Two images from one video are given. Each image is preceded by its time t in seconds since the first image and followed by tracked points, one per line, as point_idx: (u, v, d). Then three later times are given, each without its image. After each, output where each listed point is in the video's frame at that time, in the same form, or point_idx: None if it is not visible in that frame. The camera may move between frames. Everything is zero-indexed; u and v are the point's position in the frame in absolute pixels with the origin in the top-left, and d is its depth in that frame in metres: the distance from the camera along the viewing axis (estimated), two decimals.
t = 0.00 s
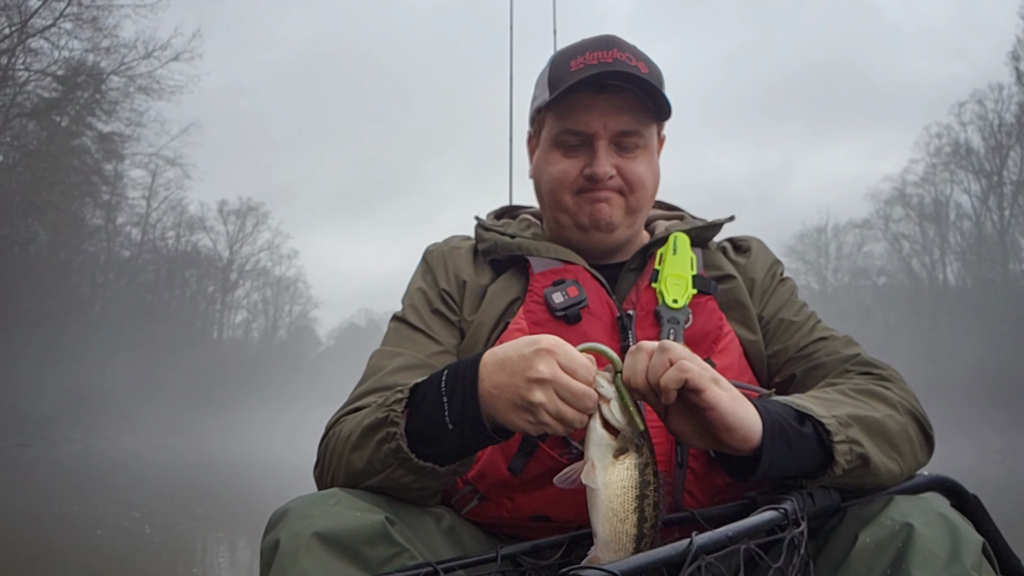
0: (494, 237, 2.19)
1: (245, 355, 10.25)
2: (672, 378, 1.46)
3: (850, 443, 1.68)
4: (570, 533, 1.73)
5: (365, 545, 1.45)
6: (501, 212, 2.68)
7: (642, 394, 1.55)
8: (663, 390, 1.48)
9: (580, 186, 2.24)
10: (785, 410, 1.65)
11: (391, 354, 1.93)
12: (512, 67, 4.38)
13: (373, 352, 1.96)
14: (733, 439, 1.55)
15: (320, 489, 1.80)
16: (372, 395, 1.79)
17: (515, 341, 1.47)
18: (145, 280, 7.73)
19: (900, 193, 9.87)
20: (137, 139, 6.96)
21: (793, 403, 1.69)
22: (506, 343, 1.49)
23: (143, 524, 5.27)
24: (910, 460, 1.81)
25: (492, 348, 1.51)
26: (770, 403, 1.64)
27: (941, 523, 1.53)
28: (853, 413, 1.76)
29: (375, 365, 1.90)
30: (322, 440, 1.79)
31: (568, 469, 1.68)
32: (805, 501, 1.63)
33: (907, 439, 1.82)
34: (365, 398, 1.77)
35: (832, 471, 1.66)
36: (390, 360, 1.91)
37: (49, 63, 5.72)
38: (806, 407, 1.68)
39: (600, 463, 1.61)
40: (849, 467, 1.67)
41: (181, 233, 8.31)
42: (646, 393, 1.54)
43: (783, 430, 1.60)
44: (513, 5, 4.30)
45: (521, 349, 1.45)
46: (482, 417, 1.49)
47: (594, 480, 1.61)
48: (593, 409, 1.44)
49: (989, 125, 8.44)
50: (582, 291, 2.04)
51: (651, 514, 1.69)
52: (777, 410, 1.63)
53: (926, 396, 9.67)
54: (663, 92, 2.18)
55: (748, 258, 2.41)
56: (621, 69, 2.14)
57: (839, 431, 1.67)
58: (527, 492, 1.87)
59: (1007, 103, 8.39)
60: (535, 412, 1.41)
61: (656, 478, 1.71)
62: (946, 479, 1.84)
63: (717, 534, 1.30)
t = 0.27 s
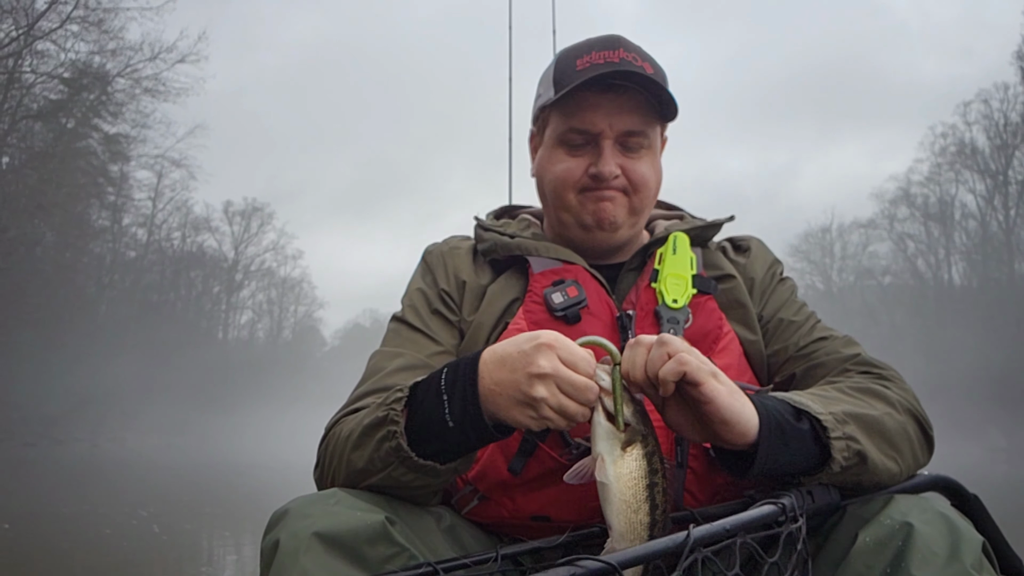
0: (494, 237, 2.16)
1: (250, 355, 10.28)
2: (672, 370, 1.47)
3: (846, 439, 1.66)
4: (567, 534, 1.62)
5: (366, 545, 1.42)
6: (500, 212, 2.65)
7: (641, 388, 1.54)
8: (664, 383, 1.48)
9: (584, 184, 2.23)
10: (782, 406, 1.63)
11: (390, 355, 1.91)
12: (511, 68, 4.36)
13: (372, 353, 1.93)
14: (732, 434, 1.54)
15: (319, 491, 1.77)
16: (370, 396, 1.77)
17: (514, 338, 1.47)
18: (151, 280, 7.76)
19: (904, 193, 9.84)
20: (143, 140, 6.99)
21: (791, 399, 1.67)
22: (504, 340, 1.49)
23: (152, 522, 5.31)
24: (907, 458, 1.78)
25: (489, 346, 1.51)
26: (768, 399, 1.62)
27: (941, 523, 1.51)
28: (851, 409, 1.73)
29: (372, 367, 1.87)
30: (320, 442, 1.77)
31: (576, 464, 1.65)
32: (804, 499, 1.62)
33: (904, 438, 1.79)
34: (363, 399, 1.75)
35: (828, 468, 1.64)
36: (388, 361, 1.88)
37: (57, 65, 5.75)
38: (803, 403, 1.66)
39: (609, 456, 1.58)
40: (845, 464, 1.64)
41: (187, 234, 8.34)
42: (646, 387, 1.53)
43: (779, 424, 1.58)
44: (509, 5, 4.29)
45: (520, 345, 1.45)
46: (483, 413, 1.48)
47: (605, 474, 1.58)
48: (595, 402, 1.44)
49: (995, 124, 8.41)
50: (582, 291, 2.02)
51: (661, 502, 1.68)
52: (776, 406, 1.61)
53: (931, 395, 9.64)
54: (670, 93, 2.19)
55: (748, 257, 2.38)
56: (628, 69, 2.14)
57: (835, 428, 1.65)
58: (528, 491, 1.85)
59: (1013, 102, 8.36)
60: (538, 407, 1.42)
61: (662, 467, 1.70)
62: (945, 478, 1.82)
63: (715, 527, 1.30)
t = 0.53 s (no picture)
0: (494, 237, 2.15)
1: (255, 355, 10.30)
2: (677, 370, 1.46)
3: (845, 425, 1.65)
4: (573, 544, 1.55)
5: (366, 544, 1.43)
6: (501, 211, 2.64)
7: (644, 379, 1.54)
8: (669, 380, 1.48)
9: (592, 182, 2.22)
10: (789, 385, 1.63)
11: (390, 355, 1.89)
12: (513, 67, 4.35)
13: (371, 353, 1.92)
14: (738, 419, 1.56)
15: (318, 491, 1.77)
16: (368, 396, 1.76)
17: (510, 335, 1.47)
18: (157, 281, 7.78)
19: (910, 192, 9.80)
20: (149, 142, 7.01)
21: (797, 379, 1.68)
22: (499, 338, 1.48)
23: (160, 522, 5.34)
24: (906, 455, 1.75)
25: (485, 344, 1.51)
26: (777, 376, 1.63)
27: (942, 521, 1.50)
28: (854, 397, 1.72)
29: (372, 368, 1.86)
30: (319, 443, 1.76)
31: (570, 460, 1.72)
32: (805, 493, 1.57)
33: (903, 434, 1.77)
34: (360, 400, 1.74)
35: (825, 453, 1.62)
36: (388, 361, 1.87)
37: (62, 68, 5.77)
38: (808, 384, 1.67)
39: (602, 452, 1.63)
40: (842, 450, 1.63)
41: (192, 234, 8.37)
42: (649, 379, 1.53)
43: (784, 401, 1.58)
44: (510, 5, 4.29)
45: (516, 341, 1.44)
46: (478, 410, 1.48)
47: (597, 466, 1.64)
48: (589, 400, 1.43)
49: (1002, 123, 8.37)
50: (582, 291, 2.01)
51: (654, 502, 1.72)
52: (783, 385, 1.61)
53: (938, 396, 9.60)
54: (681, 96, 2.19)
55: (748, 260, 2.38)
56: (642, 69, 2.15)
57: (836, 412, 1.65)
58: (527, 491, 1.84)
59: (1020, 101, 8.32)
60: (532, 404, 1.41)
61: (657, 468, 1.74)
62: (945, 481, 1.79)
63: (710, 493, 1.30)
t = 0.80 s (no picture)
0: (494, 237, 2.15)
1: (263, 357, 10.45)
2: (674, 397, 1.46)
3: (841, 409, 1.64)
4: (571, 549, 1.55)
5: (365, 544, 1.42)
6: (501, 211, 2.63)
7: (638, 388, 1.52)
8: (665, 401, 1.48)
9: (594, 182, 2.22)
10: (789, 369, 1.62)
11: (390, 355, 1.89)
12: (514, 67, 4.36)
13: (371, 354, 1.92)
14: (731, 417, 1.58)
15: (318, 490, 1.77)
16: (369, 395, 1.76)
17: (512, 338, 1.47)
18: (162, 282, 7.81)
19: (915, 192, 9.77)
20: (154, 143, 7.04)
21: (795, 361, 1.66)
22: (501, 340, 1.48)
23: (168, 522, 5.38)
24: (904, 447, 1.72)
25: (487, 345, 1.51)
26: (776, 359, 1.62)
27: (943, 523, 1.49)
28: (852, 384, 1.71)
29: (372, 367, 1.86)
30: (320, 442, 1.76)
31: (565, 471, 1.69)
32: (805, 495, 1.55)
33: (899, 423, 1.75)
34: (361, 400, 1.74)
35: (820, 437, 1.62)
36: (388, 360, 1.87)
37: (69, 71, 5.79)
38: (807, 366, 1.65)
39: (598, 464, 1.61)
40: (837, 435, 1.62)
41: (197, 235, 8.40)
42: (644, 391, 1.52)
43: (781, 383, 1.57)
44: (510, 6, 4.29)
45: (519, 344, 1.45)
46: (478, 413, 1.47)
47: (593, 480, 1.61)
48: (586, 408, 1.43)
49: (1008, 122, 8.34)
50: (582, 291, 2.00)
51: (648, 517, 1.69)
52: (781, 367, 1.60)
53: (942, 396, 9.58)
54: (686, 99, 2.20)
55: (748, 260, 2.37)
56: (647, 70, 2.14)
57: (832, 396, 1.64)
58: (526, 491, 1.83)
59: None
60: (528, 407, 1.41)
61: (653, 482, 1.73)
62: (943, 481, 1.77)
63: (716, 500, 1.30)
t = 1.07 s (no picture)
0: (495, 236, 2.14)
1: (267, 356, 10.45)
2: (693, 360, 1.42)
3: (846, 418, 1.64)
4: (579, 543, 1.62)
5: (365, 544, 1.42)
6: (501, 211, 2.63)
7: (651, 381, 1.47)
8: (686, 371, 1.43)
9: (596, 181, 2.22)
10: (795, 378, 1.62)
11: (390, 354, 1.89)
12: (516, 67, 4.35)
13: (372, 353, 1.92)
14: (751, 401, 1.52)
15: (319, 488, 1.77)
16: (369, 394, 1.76)
17: (513, 339, 1.45)
18: (167, 282, 7.84)
19: (920, 191, 9.73)
20: (160, 144, 7.06)
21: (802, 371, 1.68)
22: (503, 341, 1.47)
23: (176, 521, 5.41)
24: (906, 457, 1.72)
25: (489, 346, 1.50)
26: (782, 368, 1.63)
27: (942, 522, 1.49)
28: (857, 393, 1.71)
29: (372, 367, 1.85)
30: (320, 441, 1.76)
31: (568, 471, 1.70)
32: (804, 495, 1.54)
33: (904, 433, 1.74)
34: (361, 399, 1.74)
35: (825, 447, 1.61)
36: (388, 359, 1.87)
37: (75, 73, 5.81)
38: (812, 375, 1.66)
39: (602, 464, 1.62)
40: (842, 443, 1.62)
41: (203, 236, 8.43)
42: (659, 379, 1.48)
43: (788, 392, 1.57)
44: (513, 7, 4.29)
45: (519, 346, 1.43)
46: (480, 414, 1.47)
47: (596, 481, 1.63)
48: (589, 407, 1.42)
49: (1014, 121, 8.30)
50: (582, 291, 2.00)
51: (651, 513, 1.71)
52: (787, 376, 1.61)
53: (948, 395, 9.54)
54: (687, 99, 2.20)
55: (749, 260, 2.36)
56: (648, 71, 2.15)
57: (837, 404, 1.64)
58: (528, 491, 1.83)
59: None
60: (531, 409, 1.40)
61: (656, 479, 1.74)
62: (944, 481, 1.76)
63: (715, 499, 1.30)
